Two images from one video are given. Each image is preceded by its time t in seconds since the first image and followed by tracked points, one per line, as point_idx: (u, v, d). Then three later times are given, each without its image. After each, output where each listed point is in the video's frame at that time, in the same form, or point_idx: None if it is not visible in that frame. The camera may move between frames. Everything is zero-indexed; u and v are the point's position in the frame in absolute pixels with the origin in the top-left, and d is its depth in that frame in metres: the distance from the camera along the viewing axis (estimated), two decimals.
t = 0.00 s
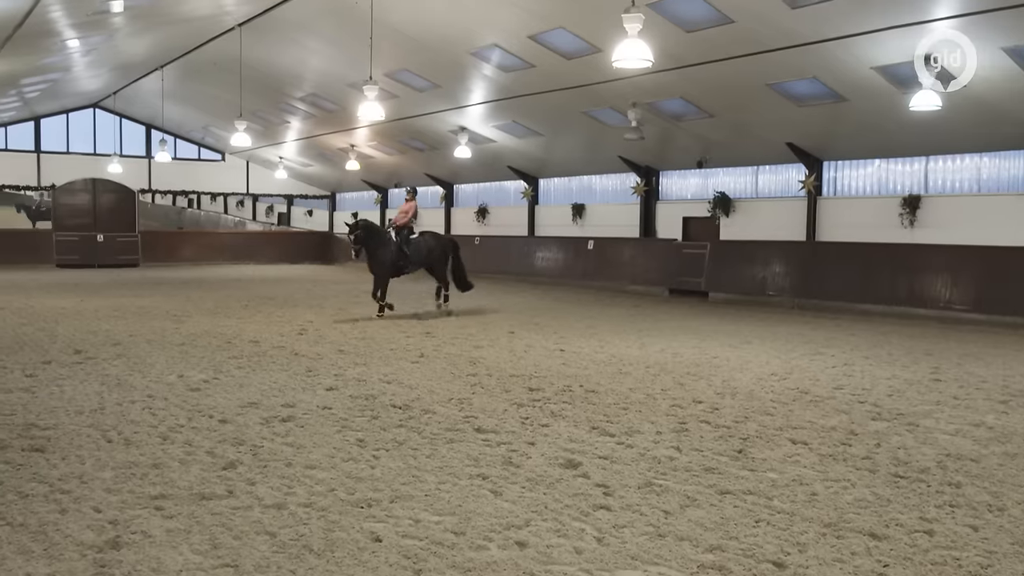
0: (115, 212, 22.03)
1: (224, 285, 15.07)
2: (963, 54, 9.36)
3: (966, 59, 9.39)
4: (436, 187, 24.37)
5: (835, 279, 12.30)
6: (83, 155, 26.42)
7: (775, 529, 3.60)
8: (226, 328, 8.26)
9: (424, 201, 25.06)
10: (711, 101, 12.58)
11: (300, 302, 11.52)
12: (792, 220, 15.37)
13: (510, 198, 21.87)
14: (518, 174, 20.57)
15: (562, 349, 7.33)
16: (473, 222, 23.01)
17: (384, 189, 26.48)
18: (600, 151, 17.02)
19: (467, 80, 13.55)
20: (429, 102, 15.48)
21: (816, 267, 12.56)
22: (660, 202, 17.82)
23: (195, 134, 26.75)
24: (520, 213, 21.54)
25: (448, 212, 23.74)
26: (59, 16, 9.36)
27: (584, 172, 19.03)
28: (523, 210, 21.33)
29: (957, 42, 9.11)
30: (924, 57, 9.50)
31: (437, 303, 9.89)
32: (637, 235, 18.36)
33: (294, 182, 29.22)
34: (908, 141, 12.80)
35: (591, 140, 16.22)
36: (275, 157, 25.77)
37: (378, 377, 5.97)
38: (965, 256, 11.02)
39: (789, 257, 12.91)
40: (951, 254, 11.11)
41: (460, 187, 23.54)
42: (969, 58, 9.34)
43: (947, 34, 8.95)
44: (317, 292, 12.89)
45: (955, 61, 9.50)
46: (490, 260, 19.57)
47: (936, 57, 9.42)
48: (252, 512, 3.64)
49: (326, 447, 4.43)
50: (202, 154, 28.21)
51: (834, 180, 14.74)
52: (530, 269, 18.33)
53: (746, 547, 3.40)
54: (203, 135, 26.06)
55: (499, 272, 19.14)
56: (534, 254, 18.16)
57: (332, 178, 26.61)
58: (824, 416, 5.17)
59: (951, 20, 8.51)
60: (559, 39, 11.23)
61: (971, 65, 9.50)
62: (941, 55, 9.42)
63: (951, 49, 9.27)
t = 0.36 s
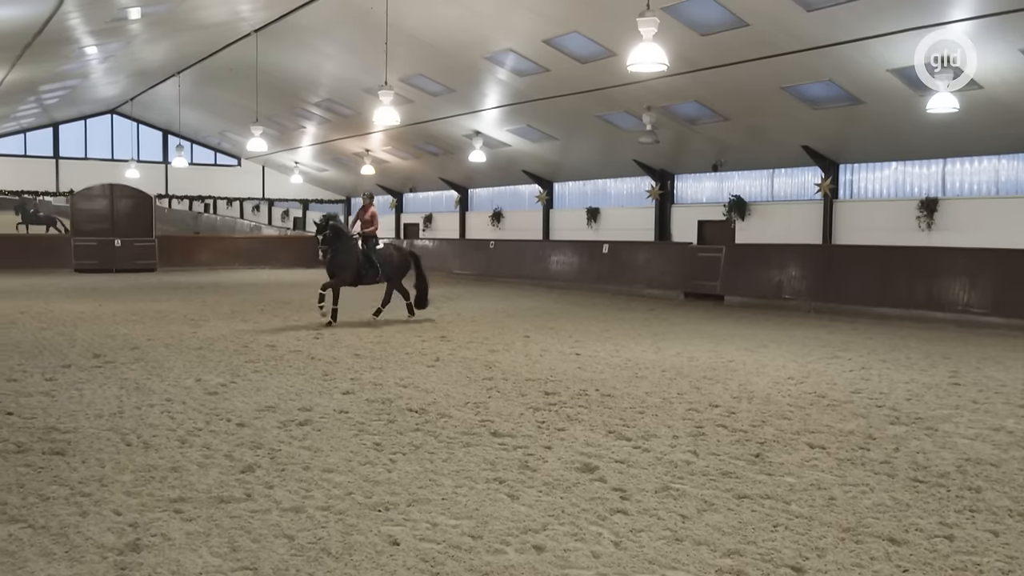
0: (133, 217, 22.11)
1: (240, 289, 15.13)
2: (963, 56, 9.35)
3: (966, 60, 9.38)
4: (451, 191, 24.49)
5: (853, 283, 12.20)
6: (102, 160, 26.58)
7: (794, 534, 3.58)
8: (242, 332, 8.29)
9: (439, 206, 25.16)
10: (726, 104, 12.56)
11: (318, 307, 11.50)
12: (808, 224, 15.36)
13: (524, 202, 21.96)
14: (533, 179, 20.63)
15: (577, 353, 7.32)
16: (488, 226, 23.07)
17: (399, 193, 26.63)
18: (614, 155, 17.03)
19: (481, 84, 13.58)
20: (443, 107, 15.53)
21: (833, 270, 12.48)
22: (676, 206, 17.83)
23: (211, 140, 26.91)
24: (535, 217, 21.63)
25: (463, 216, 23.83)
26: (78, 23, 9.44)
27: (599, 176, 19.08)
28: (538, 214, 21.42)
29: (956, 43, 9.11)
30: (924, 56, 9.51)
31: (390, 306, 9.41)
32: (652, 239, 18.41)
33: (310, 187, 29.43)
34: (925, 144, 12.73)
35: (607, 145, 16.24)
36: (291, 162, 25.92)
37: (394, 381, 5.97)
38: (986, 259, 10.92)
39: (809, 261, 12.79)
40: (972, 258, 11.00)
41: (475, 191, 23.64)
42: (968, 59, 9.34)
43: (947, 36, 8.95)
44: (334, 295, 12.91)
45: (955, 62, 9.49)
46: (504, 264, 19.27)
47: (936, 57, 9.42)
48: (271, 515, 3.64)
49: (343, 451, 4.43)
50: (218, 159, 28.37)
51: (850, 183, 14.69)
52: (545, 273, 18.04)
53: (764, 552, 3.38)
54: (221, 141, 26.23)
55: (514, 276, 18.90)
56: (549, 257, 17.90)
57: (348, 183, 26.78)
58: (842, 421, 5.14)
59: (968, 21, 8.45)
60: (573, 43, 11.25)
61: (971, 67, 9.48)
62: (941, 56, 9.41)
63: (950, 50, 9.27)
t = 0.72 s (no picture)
0: (157, 222, 22.27)
1: (260, 294, 15.21)
2: (963, 55, 9.32)
3: (967, 60, 9.35)
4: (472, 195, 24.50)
5: (876, 286, 12.05)
6: (126, 166, 26.78)
7: (819, 539, 3.54)
8: (264, 336, 8.34)
9: (460, 210, 25.18)
10: (748, 106, 12.51)
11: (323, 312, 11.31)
12: (830, 226, 15.25)
13: (545, 206, 21.94)
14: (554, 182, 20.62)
15: (599, 357, 7.31)
16: (508, 230, 23.07)
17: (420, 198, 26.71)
18: (635, 158, 17.00)
19: (502, 88, 13.61)
20: (464, 111, 15.57)
21: (857, 272, 12.33)
22: (697, 209, 17.77)
23: (234, 145, 27.10)
24: (555, 220, 21.57)
25: (484, 219, 23.78)
26: (103, 31, 9.56)
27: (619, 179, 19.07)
28: (559, 217, 21.38)
29: (956, 43, 9.08)
30: (924, 55, 9.49)
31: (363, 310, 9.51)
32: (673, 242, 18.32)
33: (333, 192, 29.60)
34: (950, 145, 12.60)
35: (628, 147, 16.22)
36: (312, 167, 26.08)
37: (417, 385, 5.98)
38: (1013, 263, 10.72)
39: (832, 264, 12.65)
40: (998, 261, 10.82)
41: (495, 196, 23.66)
42: (968, 59, 9.30)
43: (948, 36, 8.92)
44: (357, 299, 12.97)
45: (955, 62, 9.47)
46: (524, 267, 18.99)
47: (936, 55, 9.39)
48: (296, 518, 3.66)
49: (366, 454, 4.44)
50: (240, 164, 28.54)
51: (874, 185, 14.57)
52: (566, 277, 17.82)
53: (789, 557, 3.35)
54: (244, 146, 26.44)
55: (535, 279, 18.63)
56: (570, 261, 17.72)
57: (369, 187, 26.90)
58: (866, 425, 5.09)
59: (992, 22, 8.37)
60: (594, 47, 11.26)
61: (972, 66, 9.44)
62: (941, 55, 9.39)
63: (951, 50, 9.24)
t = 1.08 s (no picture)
0: (177, 224, 22.43)
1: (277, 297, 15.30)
2: (963, 56, 9.26)
3: (966, 61, 9.29)
4: (489, 199, 24.52)
5: (898, 291, 12.01)
6: (148, 168, 27.00)
7: (839, 546, 3.51)
8: (283, 337, 8.38)
9: (477, 213, 25.21)
10: (768, 110, 12.46)
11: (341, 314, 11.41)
12: (850, 231, 15.14)
13: (563, 209, 21.92)
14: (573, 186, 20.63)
15: (617, 361, 7.29)
16: (526, 233, 23.07)
17: (438, 201, 26.73)
18: (653, 161, 16.97)
19: (521, 91, 13.63)
20: (483, 115, 15.59)
21: (877, 278, 12.27)
22: (715, 213, 17.73)
23: (253, 148, 27.23)
24: (573, 224, 21.57)
25: (502, 223, 23.79)
26: (126, 35, 9.65)
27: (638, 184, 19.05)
28: (577, 221, 21.38)
29: (955, 43, 9.03)
30: (924, 54, 9.42)
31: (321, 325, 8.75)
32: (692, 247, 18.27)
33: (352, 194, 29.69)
34: (972, 151, 12.48)
35: (646, 152, 16.21)
36: (331, 170, 26.23)
37: (435, 388, 5.98)
38: None
39: (852, 270, 12.59)
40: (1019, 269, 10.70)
41: (512, 199, 23.66)
42: (968, 60, 9.24)
43: (948, 36, 8.86)
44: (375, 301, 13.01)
45: (955, 62, 9.41)
46: (541, 271, 19.10)
47: (936, 55, 9.34)
48: (314, 520, 3.66)
49: (384, 456, 4.45)
50: (260, 166, 28.60)
51: (895, 190, 14.45)
52: (584, 280, 17.92)
53: (809, 564, 3.32)
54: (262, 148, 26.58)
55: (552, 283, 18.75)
56: (588, 264, 17.81)
57: (387, 190, 26.98)
58: (887, 432, 5.05)
59: (1014, 27, 8.29)
60: (614, 50, 11.26)
61: (971, 68, 9.38)
62: (941, 54, 9.32)
63: (951, 49, 9.18)
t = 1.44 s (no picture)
0: (203, 225, 22.38)
1: (300, 299, 15.40)
2: (963, 55, 9.36)
3: (966, 60, 9.39)
4: (514, 200, 24.55)
5: (925, 293, 11.88)
6: (175, 171, 27.29)
7: (869, 553, 3.46)
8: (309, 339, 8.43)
9: (501, 215, 25.24)
10: (795, 111, 12.38)
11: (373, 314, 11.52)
12: (878, 233, 15.00)
13: (587, 211, 21.91)
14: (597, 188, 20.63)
15: (642, 363, 7.27)
16: (550, 235, 23.07)
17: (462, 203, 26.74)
18: (678, 163, 16.91)
19: (546, 94, 13.63)
20: (508, 117, 15.62)
21: (905, 281, 12.15)
22: (741, 215, 17.65)
23: (279, 150, 27.40)
24: (597, 226, 21.58)
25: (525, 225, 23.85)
26: (154, 39, 9.75)
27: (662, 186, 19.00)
28: (601, 223, 21.37)
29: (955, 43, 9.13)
30: (925, 54, 9.51)
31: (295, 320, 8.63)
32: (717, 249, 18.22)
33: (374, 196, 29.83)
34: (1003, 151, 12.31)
35: (671, 153, 16.17)
36: (356, 172, 26.40)
37: (459, 390, 5.99)
38: None
39: (879, 273, 12.48)
40: None
41: (537, 201, 23.66)
42: (968, 59, 9.34)
43: (951, 37, 8.94)
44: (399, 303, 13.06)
45: (955, 61, 9.50)
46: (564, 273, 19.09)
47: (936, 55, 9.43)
48: (342, 521, 3.67)
49: (410, 459, 4.46)
50: (285, 168, 28.87)
51: (924, 191, 14.26)
52: (608, 283, 17.82)
53: (840, 570, 3.28)
54: (288, 151, 26.74)
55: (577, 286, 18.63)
56: (612, 267, 17.70)
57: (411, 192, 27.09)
58: (917, 437, 4.99)
59: None
60: (639, 52, 11.24)
61: (971, 66, 9.48)
62: (941, 54, 9.41)
63: (951, 49, 9.27)
